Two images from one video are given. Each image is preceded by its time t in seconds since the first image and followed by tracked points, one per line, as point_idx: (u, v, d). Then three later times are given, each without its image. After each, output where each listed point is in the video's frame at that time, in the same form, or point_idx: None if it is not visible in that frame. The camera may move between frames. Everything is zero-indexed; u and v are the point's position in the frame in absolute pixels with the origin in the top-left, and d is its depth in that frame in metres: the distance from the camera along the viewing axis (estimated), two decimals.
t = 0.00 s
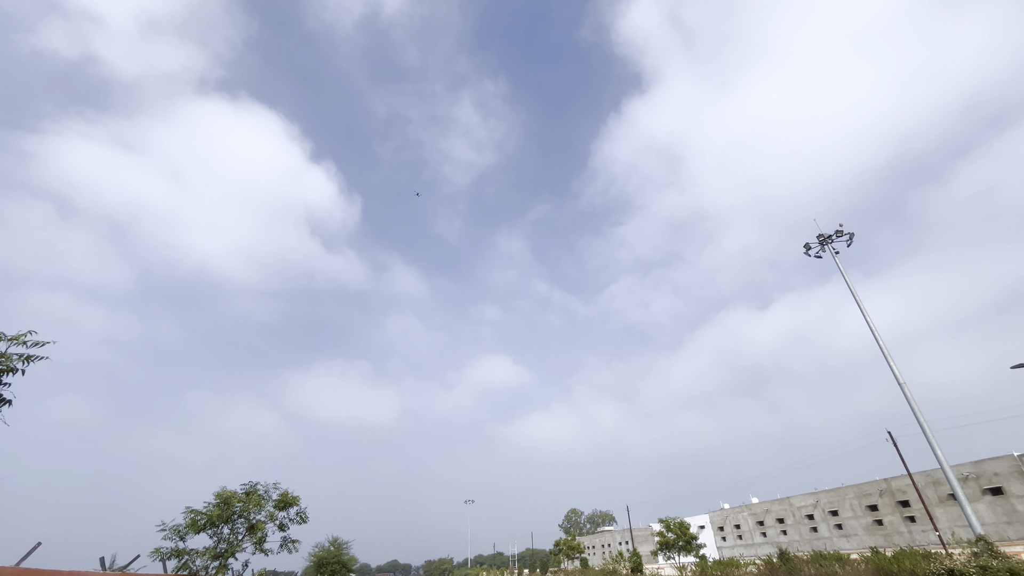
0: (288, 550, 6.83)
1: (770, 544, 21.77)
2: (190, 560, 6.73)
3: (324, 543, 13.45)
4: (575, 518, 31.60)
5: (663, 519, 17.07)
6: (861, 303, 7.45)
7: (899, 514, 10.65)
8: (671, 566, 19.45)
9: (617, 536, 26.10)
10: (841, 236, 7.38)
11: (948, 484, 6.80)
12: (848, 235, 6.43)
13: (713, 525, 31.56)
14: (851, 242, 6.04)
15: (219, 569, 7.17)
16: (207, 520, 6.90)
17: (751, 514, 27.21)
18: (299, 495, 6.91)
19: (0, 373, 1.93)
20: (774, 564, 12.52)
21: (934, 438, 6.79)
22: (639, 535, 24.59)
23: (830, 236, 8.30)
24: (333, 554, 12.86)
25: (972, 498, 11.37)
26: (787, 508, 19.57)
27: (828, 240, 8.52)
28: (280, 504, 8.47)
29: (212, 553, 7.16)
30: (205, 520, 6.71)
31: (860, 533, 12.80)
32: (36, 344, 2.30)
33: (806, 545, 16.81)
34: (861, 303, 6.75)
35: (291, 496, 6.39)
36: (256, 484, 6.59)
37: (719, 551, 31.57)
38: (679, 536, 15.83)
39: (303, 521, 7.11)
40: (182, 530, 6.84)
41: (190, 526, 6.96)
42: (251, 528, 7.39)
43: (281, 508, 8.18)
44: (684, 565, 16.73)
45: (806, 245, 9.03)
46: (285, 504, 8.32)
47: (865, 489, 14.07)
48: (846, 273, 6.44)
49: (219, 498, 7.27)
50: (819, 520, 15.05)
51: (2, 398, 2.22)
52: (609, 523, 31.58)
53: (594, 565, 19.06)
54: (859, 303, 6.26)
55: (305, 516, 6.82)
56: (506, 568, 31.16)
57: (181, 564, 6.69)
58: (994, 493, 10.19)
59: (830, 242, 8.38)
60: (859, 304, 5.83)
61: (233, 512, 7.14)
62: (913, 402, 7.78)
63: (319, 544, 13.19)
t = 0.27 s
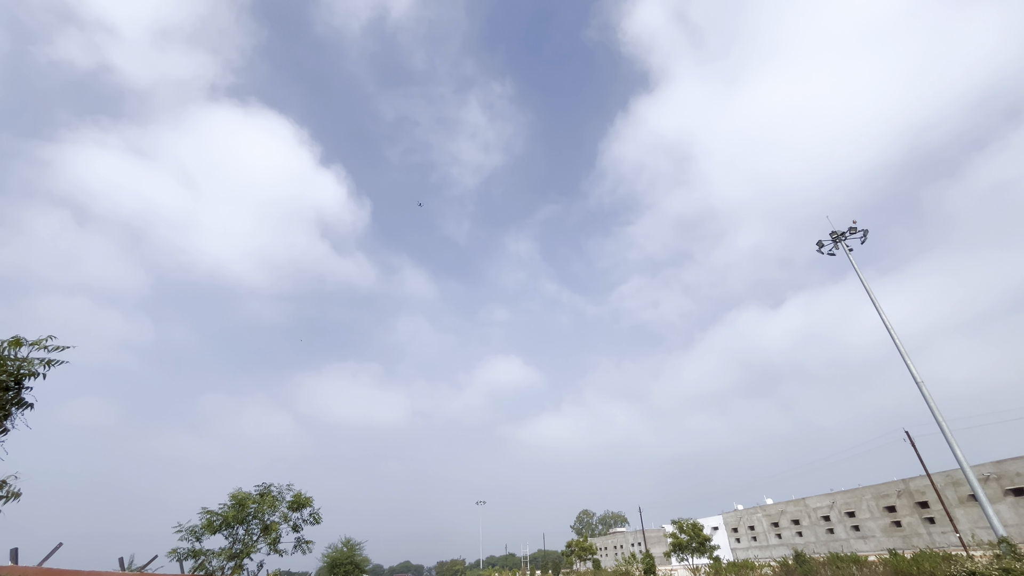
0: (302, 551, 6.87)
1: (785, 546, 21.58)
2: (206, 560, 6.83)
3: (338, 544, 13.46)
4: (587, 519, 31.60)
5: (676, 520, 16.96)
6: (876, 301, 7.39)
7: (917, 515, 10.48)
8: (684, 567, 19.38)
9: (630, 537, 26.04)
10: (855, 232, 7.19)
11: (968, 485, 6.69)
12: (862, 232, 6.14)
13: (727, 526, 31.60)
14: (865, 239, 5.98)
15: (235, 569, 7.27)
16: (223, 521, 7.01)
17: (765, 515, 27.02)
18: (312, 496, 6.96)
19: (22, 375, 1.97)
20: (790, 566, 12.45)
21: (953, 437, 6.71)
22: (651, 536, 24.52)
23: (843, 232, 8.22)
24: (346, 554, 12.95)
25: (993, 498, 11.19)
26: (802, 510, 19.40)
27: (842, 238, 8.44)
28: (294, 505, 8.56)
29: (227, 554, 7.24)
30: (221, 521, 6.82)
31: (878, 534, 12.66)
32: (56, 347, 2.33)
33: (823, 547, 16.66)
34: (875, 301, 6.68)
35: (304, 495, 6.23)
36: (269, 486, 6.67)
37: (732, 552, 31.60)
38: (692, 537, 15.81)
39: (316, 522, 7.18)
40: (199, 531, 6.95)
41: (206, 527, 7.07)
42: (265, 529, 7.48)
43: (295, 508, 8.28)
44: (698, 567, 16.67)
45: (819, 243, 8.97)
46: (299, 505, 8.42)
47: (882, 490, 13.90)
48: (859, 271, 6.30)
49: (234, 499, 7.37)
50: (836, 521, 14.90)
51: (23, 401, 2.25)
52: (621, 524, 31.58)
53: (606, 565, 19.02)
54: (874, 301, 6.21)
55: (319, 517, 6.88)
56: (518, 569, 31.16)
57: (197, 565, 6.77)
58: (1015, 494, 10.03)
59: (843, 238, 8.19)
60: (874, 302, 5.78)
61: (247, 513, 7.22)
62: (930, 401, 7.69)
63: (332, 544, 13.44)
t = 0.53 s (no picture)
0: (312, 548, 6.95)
1: (795, 544, 21.50)
2: (219, 557, 6.92)
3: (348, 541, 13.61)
4: (595, 517, 31.61)
5: (685, 518, 16.90)
6: (888, 297, 7.36)
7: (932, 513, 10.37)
8: (694, 565, 19.37)
9: (639, 535, 26.03)
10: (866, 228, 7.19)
11: (983, 482, 6.63)
12: (873, 229, 6.11)
13: (737, 524, 31.61)
14: (877, 234, 5.92)
15: (247, 566, 7.36)
16: (235, 519, 7.09)
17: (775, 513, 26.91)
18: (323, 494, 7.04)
19: (40, 376, 2.02)
20: (801, 564, 12.43)
21: (967, 435, 6.67)
22: (660, 534, 24.50)
23: (854, 228, 8.16)
24: (357, 552, 13.29)
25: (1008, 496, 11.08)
26: (813, 508, 19.31)
27: (852, 233, 8.39)
28: (304, 502, 8.65)
29: (240, 550, 7.35)
30: (233, 519, 6.91)
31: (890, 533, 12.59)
32: (72, 347, 2.38)
33: (834, 545, 16.59)
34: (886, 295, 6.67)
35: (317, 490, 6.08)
36: (281, 484, 6.81)
37: (742, 550, 31.59)
38: (701, 535, 15.80)
39: (327, 519, 7.24)
40: (211, 528, 7.05)
41: (218, 525, 7.16)
42: (277, 526, 7.56)
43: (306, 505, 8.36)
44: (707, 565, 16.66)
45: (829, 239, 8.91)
46: (310, 502, 8.50)
47: (894, 488, 13.82)
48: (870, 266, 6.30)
49: (246, 497, 7.46)
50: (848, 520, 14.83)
51: (41, 400, 2.31)
52: (630, 522, 31.60)
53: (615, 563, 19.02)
54: (885, 297, 6.17)
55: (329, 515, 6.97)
56: (527, 567, 31.15)
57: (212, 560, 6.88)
58: None
59: (855, 234, 8.18)
60: (885, 298, 5.73)
61: (259, 510, 7.34)
62: (944, 398, 7.63)
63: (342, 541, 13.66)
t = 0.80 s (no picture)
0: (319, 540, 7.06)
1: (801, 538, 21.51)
2: (228, 549, 7.01)
3: (354, 534, 13.74)
4: (600, 511, 31.60)
5: (691, 512, 16.91)
6: (895, 291, 7.34)
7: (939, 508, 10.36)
8: (698, 559, 19.43)
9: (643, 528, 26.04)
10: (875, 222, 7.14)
11: (991, 478, 6.63)
12: (883, 221, 5.89)
13: (742, 518, 31.59)
14: (886, 228, 5.87)
15: (256, 558, 7.45)
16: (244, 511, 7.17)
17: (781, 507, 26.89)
18: (330, 488, 7.13)
19: (51, 371, 2.06)
20: (806, 559, 12.48)
21: (975, 430, 6.66)
22: (665, 528, 24.50)
23: (862, 221, 8.10)
24: (363, 544, 13.40)
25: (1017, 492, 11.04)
26: (819, 503, 19.30)
27: (861, 226, 8.33)
28: (311, 495, 8.73)
29: (249, 542, 7.45)
30: (242, 511, 6.99)
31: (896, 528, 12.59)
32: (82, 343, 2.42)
33: (840, 540, 16.61)
34: (895, 290, 6.63)
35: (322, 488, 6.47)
36: (288, 478, 6.88)
37: (747, 544, 31.57)
38: (706, 529, 15.85)
39: (334, 512, 7.32)
40: (221, 521, 7.14)
41: (227, 517, 7.25)
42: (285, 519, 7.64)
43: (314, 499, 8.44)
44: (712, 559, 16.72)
45: (837, 233, 8.85)
46: (316, 496, 8.58)
47: (901, 483, 13.79)
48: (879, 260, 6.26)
49: (254, 490, 7.54)
50: (854, 515, 14.84)
51: (52, 395, 2.36)
52: (635, 516, 31.58)
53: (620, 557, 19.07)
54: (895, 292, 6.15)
55: (336, 508, 7.05)
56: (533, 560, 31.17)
57: (221, 552, 6.98)
58: None
59: (862, 228, 8.12)
60: (894, 293, 5.70)
61: (267, 503, 7.43)
62: (952, 393, 7.61)
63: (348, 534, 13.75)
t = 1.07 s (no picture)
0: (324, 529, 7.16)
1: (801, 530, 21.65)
2: (236, 538, 7.12)
3: (359, 524, 13.86)
4: (602, 502, 31.60)
5: (693, 503, 16.96)
6: (902, 284, 7.32)
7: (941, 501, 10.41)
8: (700, 549, 19.53)
9: (645, 520, 26.15)
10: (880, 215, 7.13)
11: (994, 470, 6.69)
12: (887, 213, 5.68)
13: (744, 510, 31.59)
14: (892, 220, 5.82)
15: (262, 546, 7.56)
16: (250, 501, 7.27)
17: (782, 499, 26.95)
18: (335, 478, 7.19)
19: (59, 361, 2.08)
20: (807, 550, 12.65)
21: (980, 424, 6.72)
22: (667, 519, 24.59)
23: (867, 212, 8.05)
24: (369, 534, 13.58)
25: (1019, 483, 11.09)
26: (820, 494, 19.38)
27: (866, 218, 8.29)
28: (316, 486, 8.80)
29: (255, 531, 7.55)
30: (249, 501, 7.09)
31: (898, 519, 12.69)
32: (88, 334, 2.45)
33: (841, 531, 16.75)
34: (900, 283, 6.63)
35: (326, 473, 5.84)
36: (293, 468, 6.94)
37: (749, 535, 31.55)
38: (708, 521, 15.96)
39: (339, 501, 7.41)
40: (228, 511, 7.23)
41: (234, 507, 7.34)
42: (291, 509, 7.74)
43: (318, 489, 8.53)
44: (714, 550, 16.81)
45: (842, 224, 8.82)
46: (321, 486, 8.67)
47: (903, 474, 13.86)
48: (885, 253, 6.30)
49: (260, 480, 7.62)
50: (855, 506, 14.95)
51: (60, 386, 2.38)
52: (637, 507, 31.58)
53: (622, 547, 19.15)
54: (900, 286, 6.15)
55: (341, 498, 7.12)
56: (535, 550, 31.20)
57: (228, 541, 7.08)
58: None
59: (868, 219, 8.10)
60: (900, 285, 5.69)
61: (273, 493, 7.52)
62: (956, 386, 7.64)
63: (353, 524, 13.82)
